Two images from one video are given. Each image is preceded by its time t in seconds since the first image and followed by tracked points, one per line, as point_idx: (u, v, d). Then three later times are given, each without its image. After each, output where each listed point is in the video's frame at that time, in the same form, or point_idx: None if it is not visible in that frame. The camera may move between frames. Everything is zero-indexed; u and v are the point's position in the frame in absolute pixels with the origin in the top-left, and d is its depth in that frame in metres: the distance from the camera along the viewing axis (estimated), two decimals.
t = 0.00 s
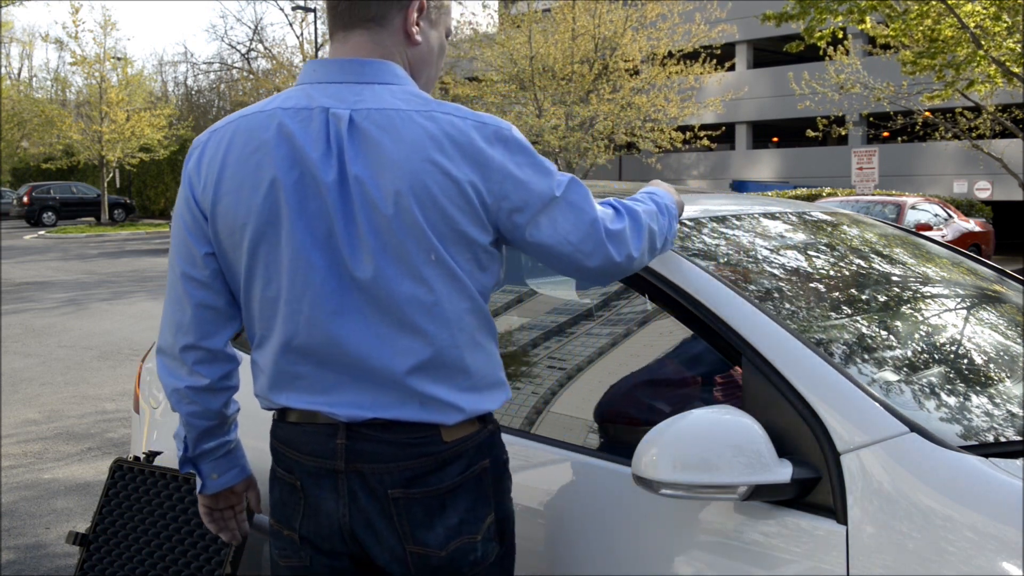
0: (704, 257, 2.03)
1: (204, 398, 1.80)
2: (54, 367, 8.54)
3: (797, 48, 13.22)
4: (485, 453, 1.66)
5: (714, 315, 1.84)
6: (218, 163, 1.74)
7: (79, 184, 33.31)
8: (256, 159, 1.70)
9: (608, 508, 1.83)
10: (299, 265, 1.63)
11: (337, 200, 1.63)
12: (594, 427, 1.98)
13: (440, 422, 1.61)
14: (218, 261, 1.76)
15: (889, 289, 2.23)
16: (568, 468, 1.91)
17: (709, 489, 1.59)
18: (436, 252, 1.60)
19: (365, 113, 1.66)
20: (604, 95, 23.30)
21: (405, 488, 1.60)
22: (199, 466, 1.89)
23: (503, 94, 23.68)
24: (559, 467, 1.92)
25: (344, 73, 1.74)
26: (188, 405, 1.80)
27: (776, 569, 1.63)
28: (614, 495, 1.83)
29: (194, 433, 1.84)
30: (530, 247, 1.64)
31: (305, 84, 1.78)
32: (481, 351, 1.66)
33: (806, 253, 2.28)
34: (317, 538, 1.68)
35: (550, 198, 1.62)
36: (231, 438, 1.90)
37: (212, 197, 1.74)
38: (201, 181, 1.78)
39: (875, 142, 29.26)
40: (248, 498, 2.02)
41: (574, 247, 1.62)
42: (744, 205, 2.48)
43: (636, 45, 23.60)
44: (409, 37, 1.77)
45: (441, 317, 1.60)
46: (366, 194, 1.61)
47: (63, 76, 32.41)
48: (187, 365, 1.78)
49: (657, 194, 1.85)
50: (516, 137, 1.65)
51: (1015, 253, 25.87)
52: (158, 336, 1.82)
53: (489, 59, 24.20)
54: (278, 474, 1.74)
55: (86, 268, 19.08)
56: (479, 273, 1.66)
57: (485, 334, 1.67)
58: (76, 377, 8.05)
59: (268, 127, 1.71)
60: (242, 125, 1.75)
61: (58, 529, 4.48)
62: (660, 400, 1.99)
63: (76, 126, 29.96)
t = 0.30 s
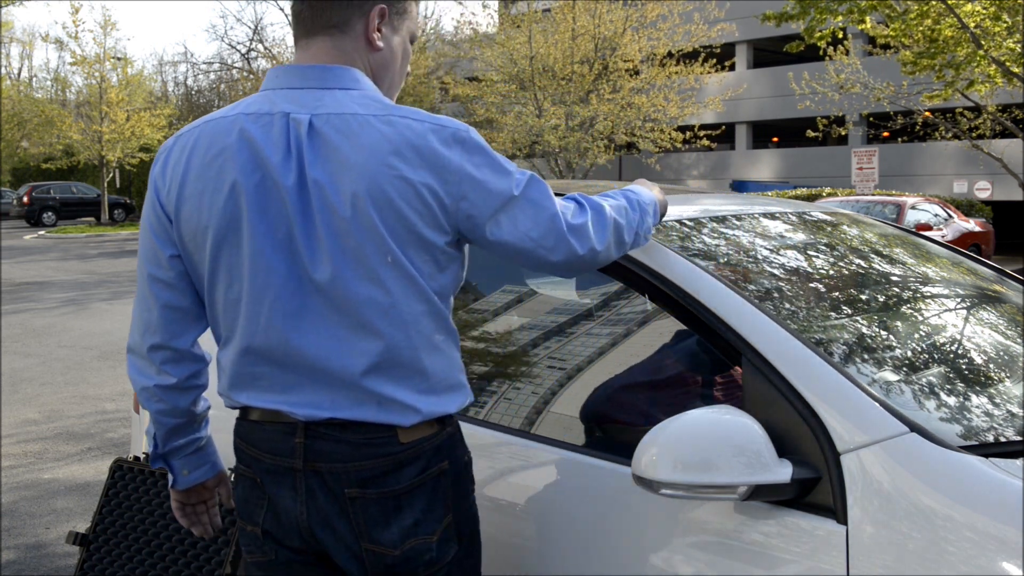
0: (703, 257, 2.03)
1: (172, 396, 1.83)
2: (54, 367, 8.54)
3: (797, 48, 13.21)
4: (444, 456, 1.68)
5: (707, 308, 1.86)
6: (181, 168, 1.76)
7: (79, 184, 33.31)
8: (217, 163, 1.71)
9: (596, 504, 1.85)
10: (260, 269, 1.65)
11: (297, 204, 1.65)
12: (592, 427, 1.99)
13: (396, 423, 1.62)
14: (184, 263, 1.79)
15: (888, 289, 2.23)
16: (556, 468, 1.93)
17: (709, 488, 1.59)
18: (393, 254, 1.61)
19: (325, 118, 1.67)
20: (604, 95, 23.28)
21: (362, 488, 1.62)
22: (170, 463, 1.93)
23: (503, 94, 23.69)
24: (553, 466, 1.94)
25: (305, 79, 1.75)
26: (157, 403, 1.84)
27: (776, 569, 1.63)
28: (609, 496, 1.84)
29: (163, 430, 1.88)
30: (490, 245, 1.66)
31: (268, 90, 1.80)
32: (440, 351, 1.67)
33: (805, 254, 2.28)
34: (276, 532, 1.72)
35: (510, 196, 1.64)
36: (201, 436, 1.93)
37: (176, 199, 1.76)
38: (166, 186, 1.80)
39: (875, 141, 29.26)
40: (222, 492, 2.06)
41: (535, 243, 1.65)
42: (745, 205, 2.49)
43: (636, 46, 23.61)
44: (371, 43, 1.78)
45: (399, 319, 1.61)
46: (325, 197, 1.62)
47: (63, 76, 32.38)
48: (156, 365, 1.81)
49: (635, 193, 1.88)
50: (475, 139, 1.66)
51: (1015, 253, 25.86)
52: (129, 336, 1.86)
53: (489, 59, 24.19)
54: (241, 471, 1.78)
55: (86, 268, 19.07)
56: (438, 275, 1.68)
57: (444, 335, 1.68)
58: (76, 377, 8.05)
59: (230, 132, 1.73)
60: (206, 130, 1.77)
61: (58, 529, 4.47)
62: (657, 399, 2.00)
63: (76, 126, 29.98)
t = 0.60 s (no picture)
0: (703, 257, 2.03)
1: (151, 397, 1.85)
2: (54, 367, 8.54)
3: (797, 48, 13.20)
4: (424, 456, 1.69)
5: (704, 306, 1.86)
6: (160, 169, 1.78)
7: (79, 184, 33.32)
8: (195, 165, 1.73)
9: (591, 503, 1.86)
10: (236, 268, 1.67)
11: (272, 205, 1.66)
12: (592, 427, 1.99)
13: (373, 424, 1.63)
14: (163, 263, 1.81)
15: (888, 289, 2.23)
16: (548, 466, 1.94)
17: (710, 488, 1.59)
18: (366, 253, 1.62)
19: (300, 119, 1.69)
20: (603, 95, 23.29)
21: (339, 486, 1.63)
22: (146, 466, 1.94)
23: (503, 95, 23.68)
24: (551, 465, 1.94)
25: (282, 82, 1.77)
26: (135, 403, 1.85)
27: (776, 570, 1.63)
28: (608, 497, 1.84)
29: (140, 431, 1.89)
30: (465, 243, 1.67)
31: (244, 94, 1.82)
32: (417, 350, 1.68)
33: (805, 253, 2.28)
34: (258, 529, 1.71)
35: (483, 195, 1.66)
36: (178, 440, 1.94)
37: (155, 200, 1.78)
38: (144, 187, 1.82)
39: (875, 141, 29.27)
40: (198, 498, 2.06)
41: (511, 240, 1.66)
42: (745, 206, 2.49)
43: (636, 45, 23.63)
44: (347, 47, 1.80)
45: (373, 317, 1.62)
46: (299, 197, 1.64)
47: (63, 76, 32.38)
48: (135, 365, 1.83)
49: (616, 191, 1.89)
50: (449, 138, 1.67)
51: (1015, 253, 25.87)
52: (109, 337, 1.88)
53: (488, 60, 24.20)
54: (222, 469, 1.79)
55: (86, 268, 19.06)
56: (414, 274, 1.68)
57: (420, 332, 1.69)
58: (76, 377, 8.05)
59: (208, 134, 1.74)
60: (185, 132, 1.79)
61: (58, 529, 4.47)
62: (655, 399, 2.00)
63: (76, 126, 29.98)
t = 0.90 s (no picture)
0: (703, 257, 2.03)
1: (160, 393, 1.86)
2: (54, 367, 8.54)
3: (797, 48, 13.20)
4: (428, 452, 1.69)
5: (704, 306, 1.86)
6: (167, 169, 1.79)
7: (79, 184, 33.33)
8: (200, 164, 1.74)
9: (589, 503, 1.86)
10: (241, 266, 1.67)
11: (277, 203, 1.66)
12: (592, 426, 1.99)
13: (377, 418, 1.64)
14: (171, 262, 1.82)
15: (889, 289, 2.23)
16: (548, 463, 1.95)
17: (709, 489, 1.59)
18: (371, 249, 1.62)
19: (304, 119, 1.69)
20: (604, 95, 23.28)
21: (344, 482, 1.64)
22: (157, 463, 1.96)
23: (503, 94, 23.65)
24: (551, 462, 1.94)
25: (285, 82, 1.77)
26: (144, 400, 1.86)
27: (776, 569, 1.63)
28: (609, 495, 1.84)
29: (151, 427, 1.90)
30: (470, 239, 1.68)
31: (249, 93, 1.82)
32: (421, 344, 1.69)
33: (806, 253, 2.28)
34: (262, 524, 1.72)
35: (485, 190, 1.66)
36: (189, 435, 1.95)
37: (163, 200, 1.78)
38: (152, 187, 1.82)
39: (875, 141, 29.28)
40: (209, 491, 2.06)
41: (514, 232, 1.67)
42: (744, 206, 2.49)
43: (636, 46, 23.64)
44: (350, 47, 1.81)
45: (379, 313, 1.63)
46: (304, 195, 1.64)
47: (63, 76, 32.38)
48: (144, 362, 1.84)
49: (625, 184, 1.88)
50: (451, 135, 1.68)
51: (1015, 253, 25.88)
52: (119, 335, 1.89)
53: (488, 60, 24.21)
54: (228, 466, 1.78)
55: (86, 268, 19.06)
56: (418, 271, 1.69)
57: (424, 326, 1.70)
58: (77, 377, 8.05)
59: (213, 134, 1.75)
60: (192, 132, 1.79)
61: (58, 529, 4.47)
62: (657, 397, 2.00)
63: (76, 126, 29.97)
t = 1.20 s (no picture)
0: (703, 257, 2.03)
1: (195, 384, 1.90)
2: (54, 367, 8.54)
3: (796, 48, 13.19)
4: (459, 442, 1.75)
5: (704, 306, 1.86)
6: (209, 166, 1.85)
7: (79, 184, 33.32)
8: (243, 162, 1.80)
9: (593, 505, 1.86)
10: (283, 261, 1.73)
11: (318, 200, 1.73)
12: (592, 425, 2.00)
13: (414, 407, 1.70)
14: (210, 255, 1.87)
15: (889, 289, 2.23)
16: (545, 462, 1.95)
17: (709, 489, 1.59)
18: (408, 245, 1.68)
19: (345, 119, 1.75)
20: (604, 95, 23.29)
21: (381, 471, 1.69)
22: (191, 452, 2.00)
23: (503, 94, 23.62)
24: (545, 461, 1.95)
25: (326, 83, 1.84)
26: (180, 390, 1.90)
27: (775, 570, 1.63)
28: (607, 496, 1.85)
29: (186, 418, 1.94)
30: (503, 239, 1.74)
31: (290, 94, 1.89)
32: (452, 340, 1.75)
33: (805, 253, 2.27)
34: (298, 514, 1.76)
35: (518, 191, 1.71)
36: (220, 426, 2.00)
37: (204, 195, 1.84)
38: (194, 182, 1.88)
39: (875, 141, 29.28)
40: (236, 483, 2.13)
41: (545, 235, 1.73)
42: (744, 206, 2.48)
43: (635, 46, 23.67)
44: (387, 50, 1.87)
45: (416, 308, 1.69)
46: (346, 193, 1.70)
47: (63, 76, 32.39)
48: (180, 354, 1.88)
49: (660, 191, 1.91)
50: (485, 135, 1.73)
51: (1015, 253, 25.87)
52: (155, 328, 1.93)
53: (488, 59, 24.19)
54: (262, 458, 1.82)
55: (86, 268, 19.06)
56: (452, 267, 1.75)
57: (454, 323, 1.76)
58: (77, 377, 8.05)
59: (255, 133, 1.81)
60: (233, 132, 1.85)
61: (58, 529, 4.48)
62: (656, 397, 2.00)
63: (76, 126, 29.98)
